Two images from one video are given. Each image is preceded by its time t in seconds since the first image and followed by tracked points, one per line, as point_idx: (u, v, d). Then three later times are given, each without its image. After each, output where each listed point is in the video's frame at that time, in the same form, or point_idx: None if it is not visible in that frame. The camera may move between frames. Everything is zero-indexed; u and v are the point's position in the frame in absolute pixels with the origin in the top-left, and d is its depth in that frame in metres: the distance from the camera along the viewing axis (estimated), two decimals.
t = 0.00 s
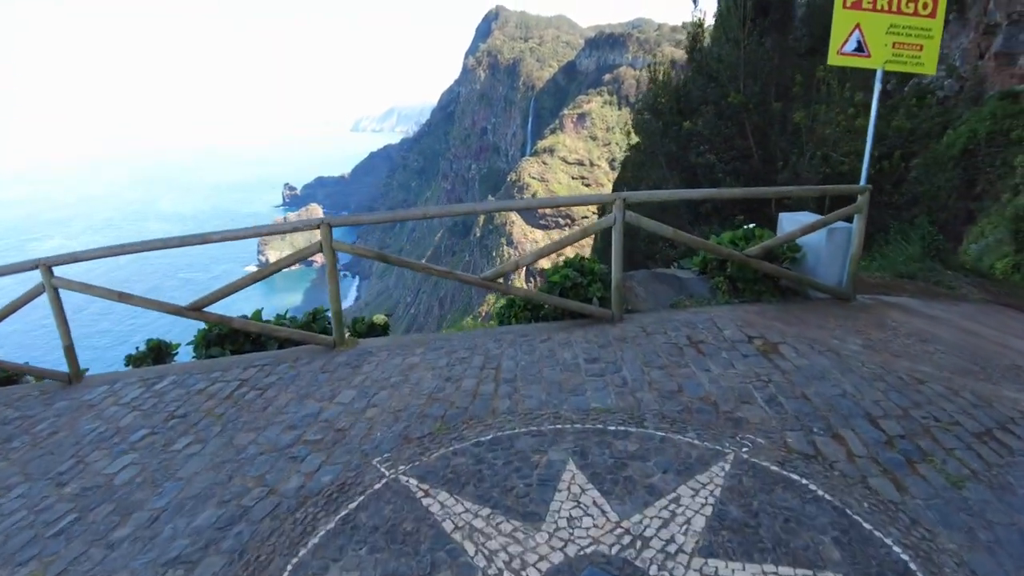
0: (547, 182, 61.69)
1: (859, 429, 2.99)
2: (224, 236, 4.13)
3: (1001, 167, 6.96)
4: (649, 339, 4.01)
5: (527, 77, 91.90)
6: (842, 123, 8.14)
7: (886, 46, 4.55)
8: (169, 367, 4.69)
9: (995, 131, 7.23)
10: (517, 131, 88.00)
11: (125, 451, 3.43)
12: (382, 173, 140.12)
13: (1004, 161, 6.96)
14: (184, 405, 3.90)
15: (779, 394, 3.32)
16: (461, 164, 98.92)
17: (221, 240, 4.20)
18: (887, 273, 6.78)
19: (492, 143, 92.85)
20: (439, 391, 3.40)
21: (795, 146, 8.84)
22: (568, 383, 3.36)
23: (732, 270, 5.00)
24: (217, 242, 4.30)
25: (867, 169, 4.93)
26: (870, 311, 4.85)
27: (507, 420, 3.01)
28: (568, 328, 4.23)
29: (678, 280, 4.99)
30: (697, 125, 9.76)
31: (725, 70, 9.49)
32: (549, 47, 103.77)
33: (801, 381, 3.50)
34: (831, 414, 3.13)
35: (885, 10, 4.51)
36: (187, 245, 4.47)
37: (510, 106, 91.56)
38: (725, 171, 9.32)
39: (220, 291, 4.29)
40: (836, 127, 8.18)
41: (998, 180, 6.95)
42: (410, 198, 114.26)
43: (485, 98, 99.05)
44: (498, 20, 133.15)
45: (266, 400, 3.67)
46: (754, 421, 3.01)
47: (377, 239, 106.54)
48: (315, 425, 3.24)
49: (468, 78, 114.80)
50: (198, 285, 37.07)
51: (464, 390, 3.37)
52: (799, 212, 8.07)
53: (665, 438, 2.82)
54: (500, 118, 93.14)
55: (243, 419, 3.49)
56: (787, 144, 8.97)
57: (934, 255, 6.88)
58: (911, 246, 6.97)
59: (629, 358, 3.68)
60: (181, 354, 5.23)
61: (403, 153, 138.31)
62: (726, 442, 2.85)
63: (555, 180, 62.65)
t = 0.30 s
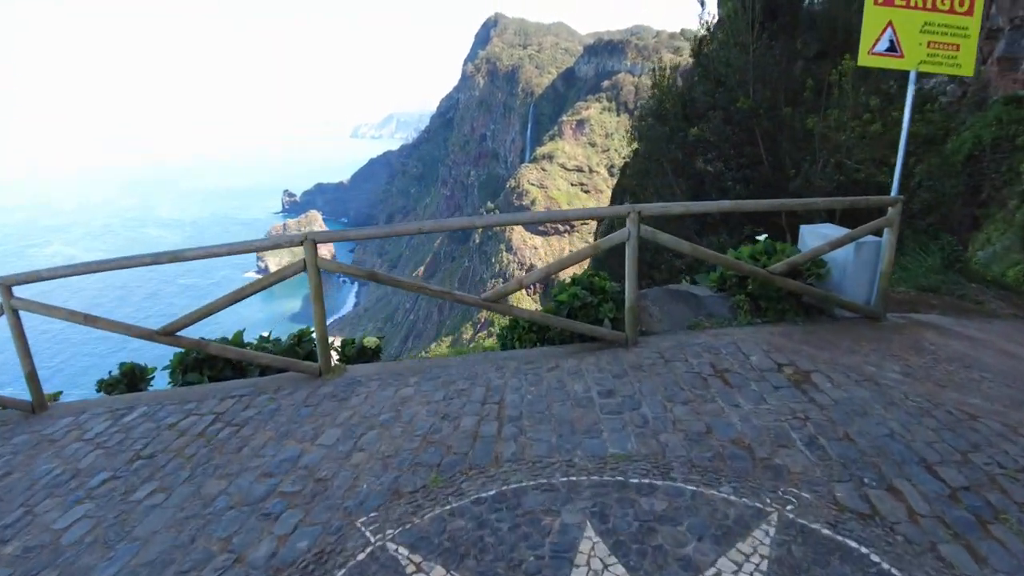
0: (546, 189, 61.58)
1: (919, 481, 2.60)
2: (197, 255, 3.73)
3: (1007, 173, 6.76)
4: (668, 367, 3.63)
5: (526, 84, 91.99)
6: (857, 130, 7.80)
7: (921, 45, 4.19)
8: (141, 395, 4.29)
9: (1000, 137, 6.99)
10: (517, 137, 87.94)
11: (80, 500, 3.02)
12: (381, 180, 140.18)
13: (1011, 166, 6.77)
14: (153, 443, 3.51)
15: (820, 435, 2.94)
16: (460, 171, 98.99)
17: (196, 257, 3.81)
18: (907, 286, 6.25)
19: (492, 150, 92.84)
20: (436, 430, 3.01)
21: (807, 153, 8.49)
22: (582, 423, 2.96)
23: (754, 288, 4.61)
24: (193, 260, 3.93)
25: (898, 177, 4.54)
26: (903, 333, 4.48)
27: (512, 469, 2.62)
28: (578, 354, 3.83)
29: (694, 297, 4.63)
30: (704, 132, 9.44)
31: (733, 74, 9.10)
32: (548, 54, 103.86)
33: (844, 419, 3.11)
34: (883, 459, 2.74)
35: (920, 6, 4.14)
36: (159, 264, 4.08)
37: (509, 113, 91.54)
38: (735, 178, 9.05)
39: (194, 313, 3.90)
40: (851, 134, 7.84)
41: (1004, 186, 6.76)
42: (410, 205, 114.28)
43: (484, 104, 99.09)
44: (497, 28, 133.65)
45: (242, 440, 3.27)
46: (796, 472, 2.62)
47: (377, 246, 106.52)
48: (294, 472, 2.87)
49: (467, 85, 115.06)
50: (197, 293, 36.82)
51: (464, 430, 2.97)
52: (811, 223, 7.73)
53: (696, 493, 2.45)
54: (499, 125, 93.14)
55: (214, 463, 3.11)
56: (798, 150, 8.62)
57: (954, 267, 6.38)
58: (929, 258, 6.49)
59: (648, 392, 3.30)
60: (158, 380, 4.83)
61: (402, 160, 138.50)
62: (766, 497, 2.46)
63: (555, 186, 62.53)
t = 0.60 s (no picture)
0: (546, 199, 61.47)
1: (996, 548, 2.20)
2: (161, 276, 3.33)
3: (1014, 182, 6.43)
4: (689, 402, 3.24)
5: (526, 95, 92.15)
6: (873, 137, 7.42)
7: (960, 45, 3.83)
8: (104, 431, 3.86)
9: (1006, 146, 6.69)
10: (516, 148, 87.95)
11: (16, 564, 2.61)
12: (381, 190, 140.35)
13: (1016, 175, 6.45)
14: (108, 492, 3.09)
15: (872, 487, 2.54)
16: (460, 181, 98.93)
17: (162, 279, 3.41)
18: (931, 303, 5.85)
19: (491, 160, 92.87)
20: (427, 483, 2.61)
21: (820, 161, 8.11)
22: (595, 475, 2.57)
23: (779, 310, 4.21)
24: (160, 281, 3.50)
25: (935, 188, 4.13)
26: (942, 359, 4.07)
27: (516, 538, 2.23)
28: (589, 386, 3.44)
29: (714, 320, 4.23)
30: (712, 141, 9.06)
31: (740, 80, 8.68)
32: (548, 65, 104.15)
33: (895, 466, 2.70)
34: (950, 521, 2.34)
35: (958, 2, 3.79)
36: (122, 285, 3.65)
37: (508, 124, 91.65)
38: (745, 190, 8.68)
39: (161, 340, 3.48)
40: (866, 142, 7.48)
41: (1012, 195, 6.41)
42: (411, 215, 114.33)
43: (483, 116, 99.26)
44: (496, 39, 134.14)
45: (207, 492, 2.87)
46: (851, 537, 2.23)
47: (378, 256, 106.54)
48: (262, 534, 2.47)
49: (467, 96, 115.37)
50: (195, 304, 36.66)
51: (461, 483, 2.58)
52: (826, 237, 7.35)
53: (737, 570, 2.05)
54: (499, 135, 93.23)
55: (173, 520, 2.70)
56: (811, 159, 8.25)
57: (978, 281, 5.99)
58: (952, 274, 6.16)
59: (669, 432, 2.91)
60: (127, 413, 4.40)
61: (402, 170, 138.61)
62: (821, 573, 2.06)
63: (554, 197, 62.45)
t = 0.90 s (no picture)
0: (546, 205, 61.32)
1: None
2: (118, 299, 2.93)
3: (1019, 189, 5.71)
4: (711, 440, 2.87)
5: (526, 100, 92.06)
6: (887, 141, 7.06)
7: (1006, 39, 3.44)
8: (61, 466, 3.48)
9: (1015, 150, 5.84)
10: (516, 153, 87.97)
11: None
12: (381, 195, 140.50)
13: None
14: (54, 544, 2.72)
15: (932, 550, 2.17)
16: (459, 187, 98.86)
17: (118, 299, 3.01)
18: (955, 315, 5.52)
19: (491, 165, 92.87)
20: (414, 544, 2.26)
21: (834, 166, 7.75)
22: (609, 535, 2.21)
23: (804, 330, 3.83)
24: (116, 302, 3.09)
25: (974, 196, 3.73)
26: (984, 383, 3.69)
27: None
28: (598, 419, 3.07)
29: (737, 341, 3.84)
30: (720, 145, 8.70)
31: (751, 80, 8.28)
32: (548, 71, 104.28)
33: (954, 522, 2.33)
34: None
35: None
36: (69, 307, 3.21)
37: (508, 129, 91.63)
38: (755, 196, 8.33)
39: (118, 368, 3.10)
40: (880, 146, 7.12)
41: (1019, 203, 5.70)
42: (411, 220, 114.46)
43: (483, 121, 99.29)
44: (496, 44, 134.29)
45: (164, 549, 2.51)
46: None
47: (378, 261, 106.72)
48: None
49: (467, 102, 115.40)
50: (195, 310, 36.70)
51: (453, 547, 2.21)
52: (840, 245, 6.98)
53: None
54: (498, 141, 93.30)
55: None
56: (823, 164, 7.89)
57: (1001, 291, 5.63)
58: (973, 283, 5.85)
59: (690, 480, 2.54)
60: (92, 443, 4.01)
61: (402, 176, 138.67)
62: None
63: (554, 202, 62.28)
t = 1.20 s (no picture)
0: (547, 215, 61.18)
1: None
2: (70, 339, 2.62)
3: None
4: (737, 498, 2.56)
5: (527, 111, 92.19)
6: (902, 154, 6.76)
7: None
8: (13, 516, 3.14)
9: None
10: (518, 164, 88.03)
11: None
12: (383, 205, 140.88)
13: None
14: None
15: None
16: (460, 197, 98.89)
17: (73, 337, 2.69)
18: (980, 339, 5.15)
19: (492, 176, 93.02)
20: None
21: (849, 180, 7.45)
22: None
23: (831, 362, 3.52)
24: (68, 342, 2.73)
25: (1019, 219, 3.40)
26: None
27: None
28: (609, 472, 2.74)
29: (759, 378, 3.51)
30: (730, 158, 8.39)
31: (761, 91, 7.98)
32: (549, 81, 104.51)
33: None
34: None
35: None
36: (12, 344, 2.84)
37: (509, 140, 91.80)
38: (766, 212, 8.05)
39: (74, 415, 2.76)
40: (894, 159, 6.83)
41: None
42: (412, 231, 114.66)
43: (485, 132, 99.44)
44: (497, 56, 134.86)
45: None
46: None
47: (380, 271, 107.00)
48: None
49: (468, 113, 115.66)
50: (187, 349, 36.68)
51: None
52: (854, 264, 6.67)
53: None
54: (500, 152, 93.46)
55: None
56: (836, 177, 7.60)
57: None
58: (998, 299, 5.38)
59: (716, 551, 2.23)
60: (58, 483, 3.66)
61: (404, 186, 138.87)
62: None
63: (555, 212, 62.17)
